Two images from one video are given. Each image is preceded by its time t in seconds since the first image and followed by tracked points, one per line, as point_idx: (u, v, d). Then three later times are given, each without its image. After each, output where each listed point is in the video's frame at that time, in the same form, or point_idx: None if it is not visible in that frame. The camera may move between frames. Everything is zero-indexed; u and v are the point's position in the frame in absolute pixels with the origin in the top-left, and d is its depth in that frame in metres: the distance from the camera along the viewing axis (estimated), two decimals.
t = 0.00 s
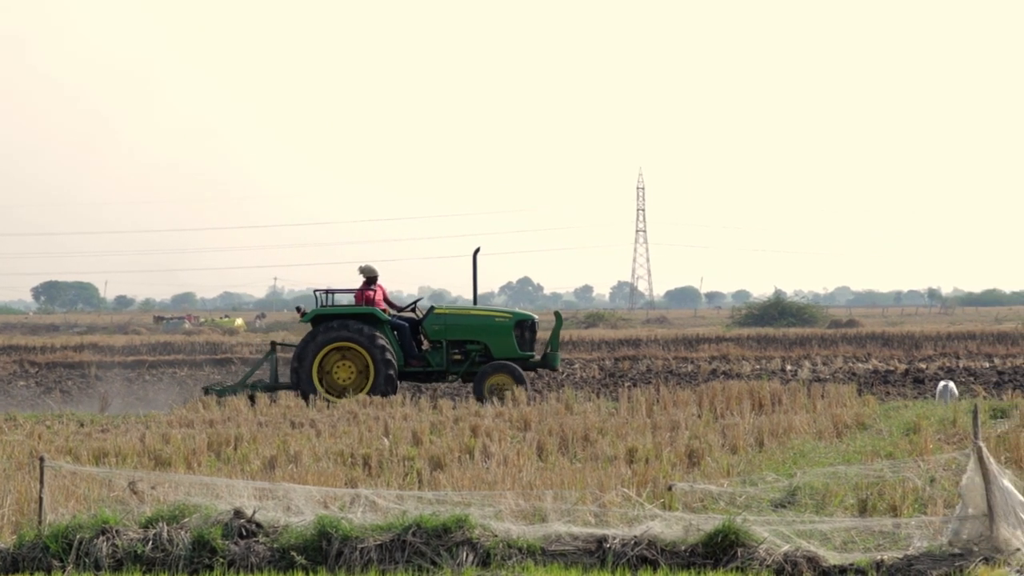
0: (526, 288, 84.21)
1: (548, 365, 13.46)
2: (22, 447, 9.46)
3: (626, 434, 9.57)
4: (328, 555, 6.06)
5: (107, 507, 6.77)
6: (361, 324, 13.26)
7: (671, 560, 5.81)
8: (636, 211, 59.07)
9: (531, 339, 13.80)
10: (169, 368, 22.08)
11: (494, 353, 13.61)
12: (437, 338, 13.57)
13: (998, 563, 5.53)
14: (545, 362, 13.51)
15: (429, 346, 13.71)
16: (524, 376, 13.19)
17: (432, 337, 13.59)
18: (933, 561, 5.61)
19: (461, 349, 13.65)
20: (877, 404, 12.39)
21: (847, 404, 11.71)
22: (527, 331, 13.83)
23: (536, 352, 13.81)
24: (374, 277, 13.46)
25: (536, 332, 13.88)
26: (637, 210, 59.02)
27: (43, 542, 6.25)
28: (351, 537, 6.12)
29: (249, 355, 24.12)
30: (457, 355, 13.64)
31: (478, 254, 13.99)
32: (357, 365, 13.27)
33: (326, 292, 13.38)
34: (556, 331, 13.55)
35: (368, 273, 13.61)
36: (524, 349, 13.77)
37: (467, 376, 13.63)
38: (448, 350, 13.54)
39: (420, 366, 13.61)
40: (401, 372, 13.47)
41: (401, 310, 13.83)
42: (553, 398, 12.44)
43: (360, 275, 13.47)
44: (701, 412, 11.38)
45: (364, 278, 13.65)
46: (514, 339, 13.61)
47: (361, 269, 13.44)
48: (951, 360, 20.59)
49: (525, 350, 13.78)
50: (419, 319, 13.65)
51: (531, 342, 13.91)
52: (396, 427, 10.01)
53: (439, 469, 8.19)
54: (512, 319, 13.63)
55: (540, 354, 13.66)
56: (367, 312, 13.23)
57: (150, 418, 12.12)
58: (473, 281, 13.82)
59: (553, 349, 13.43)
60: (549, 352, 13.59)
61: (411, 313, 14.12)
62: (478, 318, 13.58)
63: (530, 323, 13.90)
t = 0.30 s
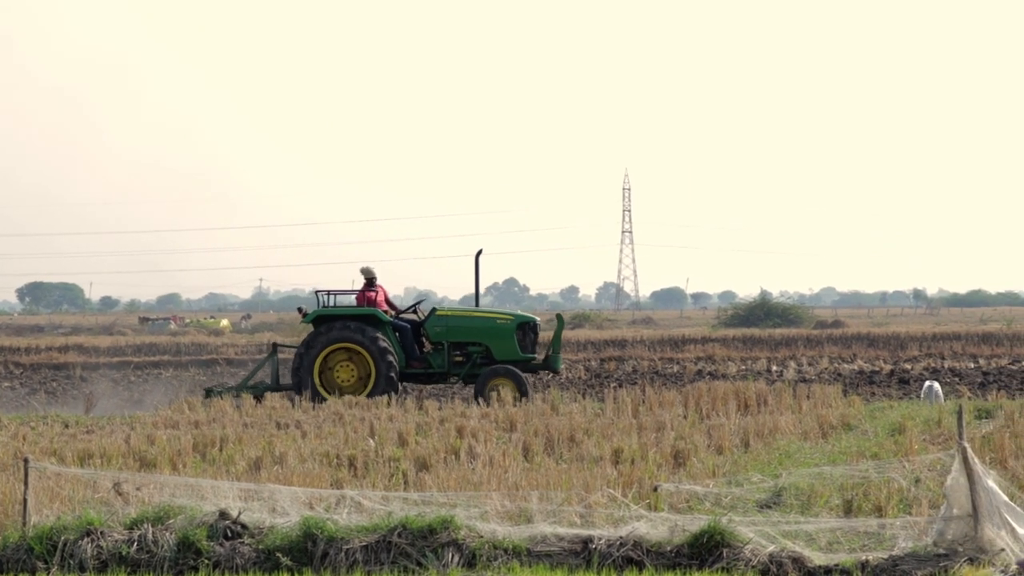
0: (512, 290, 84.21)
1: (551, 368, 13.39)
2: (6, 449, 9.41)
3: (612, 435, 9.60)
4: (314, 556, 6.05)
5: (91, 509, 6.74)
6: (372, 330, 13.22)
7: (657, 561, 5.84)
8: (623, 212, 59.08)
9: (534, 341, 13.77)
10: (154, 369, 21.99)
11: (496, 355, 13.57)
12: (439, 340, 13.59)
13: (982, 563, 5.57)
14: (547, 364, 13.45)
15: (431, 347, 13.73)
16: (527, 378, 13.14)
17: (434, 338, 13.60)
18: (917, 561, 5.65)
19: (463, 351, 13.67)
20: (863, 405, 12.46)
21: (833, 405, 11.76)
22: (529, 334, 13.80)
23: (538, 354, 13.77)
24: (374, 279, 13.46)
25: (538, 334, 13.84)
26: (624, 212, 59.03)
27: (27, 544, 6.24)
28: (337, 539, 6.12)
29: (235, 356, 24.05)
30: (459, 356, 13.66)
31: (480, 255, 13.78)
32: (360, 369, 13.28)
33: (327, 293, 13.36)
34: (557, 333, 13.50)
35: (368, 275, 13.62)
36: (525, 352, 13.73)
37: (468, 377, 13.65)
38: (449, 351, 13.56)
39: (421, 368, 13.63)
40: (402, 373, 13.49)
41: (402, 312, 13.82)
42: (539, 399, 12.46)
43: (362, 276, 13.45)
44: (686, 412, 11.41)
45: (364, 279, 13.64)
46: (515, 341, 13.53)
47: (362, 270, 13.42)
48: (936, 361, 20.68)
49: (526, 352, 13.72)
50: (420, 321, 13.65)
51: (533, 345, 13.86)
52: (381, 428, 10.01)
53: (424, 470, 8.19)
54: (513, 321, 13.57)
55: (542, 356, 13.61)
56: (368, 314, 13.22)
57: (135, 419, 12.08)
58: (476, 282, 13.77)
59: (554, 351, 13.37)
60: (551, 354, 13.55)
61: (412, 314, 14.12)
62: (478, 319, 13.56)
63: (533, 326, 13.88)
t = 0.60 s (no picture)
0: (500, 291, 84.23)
1: (552, 368, 13.43)
2: None
3: (600, 436, 9.62)
4: (302, 557, 6.05)
5: (78, 511, 6.71)
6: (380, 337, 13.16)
7: (645, 562, 5.85)
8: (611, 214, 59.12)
9: (535, 341, 13.80)
10: (142, 370, 21.91)
11: (497, 356, 13.61)
12: (440, 341, 13.61)
13: (969, 563, 5.60)
14: (548, 364, 13.48)
15: (433, 348, 13.75)
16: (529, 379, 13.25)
17: (435, 339, 13.62)
18: (904, 562, 5.69)
19: (464, 352, 13.68)
20: (850, 406, 12.54)
21: (820, 406, 11.81)
22: (530, 333, 13.84)
23: (540, 354, 13.81)
24: (375, 281, 13.44)
25: (539, 334, 13.88)
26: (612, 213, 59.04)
27: (14, 545, 6.23)
28: (324, 540, 6.11)
29: (223, 357, 23.98)
30: (461, 357, 13.67)
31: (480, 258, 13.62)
32: (361, 375, 13.23)
33: (327, 294, 13.35)
34: (559, 333, 13.51)
35: (368, 277, 13.62)
36: (527, 352, 13.76)
37: (470, 378, 13.66)
38: (450, 352, 13.57)
39: (423, 368, 13.64)
40: (403, 373, 13.49)
41: (403, 313, 13.82)
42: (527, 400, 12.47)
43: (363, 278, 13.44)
44: (674, 413, 11.43)
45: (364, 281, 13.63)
46: (516, 342, 13.58)
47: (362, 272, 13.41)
48: (923, 362, 20.79)
49: (527, 352, 13.76)
50: (422, 321, 13.66)
51: (534, 345, 13.90)
52: (370, 429, 10.00)
53: (412, 471, 8.19)
54: (513, 322, 13.60)
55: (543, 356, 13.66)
56: (370, 315, 13.21)
57: (122, 420, 12.03)
58: (477, 282, 13.73)
59: (556, 351, 13.40)
60: (552, 353, 13.59)
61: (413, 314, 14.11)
62: (480, 321, 13.58)
63: (534, 326, 13.91)
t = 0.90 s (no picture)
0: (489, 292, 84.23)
1: (552, 367, 13.47)
2: None
3: (588, 437, 9.63)
4: (289, 559, 6.05)
5: (65, 513, 6.69)
6: (387, 344, 13.09)
7: (632, 563, 5.87)
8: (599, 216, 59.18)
9: (535, 341, 13.85)
10: (130, 372, 21.84)
11: (498, 356, 13.65)
12: (441, 341, 13.62)
13: (956, 565, 5.63)
14: (548, 364, 13.52)
15: (434, 349, 13.74)
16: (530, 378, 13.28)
17: (436, 340, 13.62)
18: (892, 564, 5.72)
19: (465, 352, 13.69)
20: (838, 407, 12.60)
21: (808, 407, 11.85)
22: (531, 333, 13.89)
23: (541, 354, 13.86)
24: (375, 282, 13.43)
25: (539, 334, 13.94)
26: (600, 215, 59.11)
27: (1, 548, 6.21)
28: (312, 541, 6.11)
29: (211, 359, 23.93)
30: (462, 357, 13.67)
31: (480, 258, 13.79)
32: (360, 379, 13.21)
33: (326, 295, 13.33)
34: (560, 332, 13.56)
35: (368, 279, 13.60)
36: (528, 352, 13.80)
37: (471, 378, 13.68)
38: (451, 353, 13.57)
39: (424, 368, 13.60)
40: (404, 374, 13.44)
41: (404, 313, 13.78)
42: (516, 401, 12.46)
43: (362, 278, 13.41)
44: (663, 415, 11.45)
45: (364, 283, 13.61)
46: (516, 342, 13.62)
47: (362, 273, 13.39)
48: (911, 364, 20.87)
49: (527, 352, 13.79)
50: (422, 321, 13.64)
51: (535, 345, 13.97)
52: (358, 431, 9.99)
53: (400, 472, 8.19)
54: (513, 322, 13.64)
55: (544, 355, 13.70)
56: (371, 316, 13.16)
57: (111, 421, 11.99)
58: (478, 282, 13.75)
59: (556, 351, 13.45)
60: (554, 352, 13.64)
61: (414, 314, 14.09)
62: (481, 321, 13.61)
63: (534, 326, 13.95)
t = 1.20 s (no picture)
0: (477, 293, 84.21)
1: (553, 367, 13.48)
2: None
3: (577, 438, 9.64)
4: (277, 560, 6.05)
5: (52, 514, 6.67)
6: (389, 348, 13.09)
7: (621, 565, 5.88)
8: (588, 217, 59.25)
9: (536, 341, 13.86)
10: (118, 373, 21.76)
11: (498, 356, 13.64)
12: (441, 342, 13.60)
13: (944, 566, 5.66)
14: (549, 363, 13.52)
15: (434, 350, 13.74)
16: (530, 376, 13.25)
17: (436, 340, 13.62)
18: (880, 564, 5.76)
19: (465, 353, 13.68)
20: (825, 408, 12.64)
21: (797, 408, 11.88)
22: (531, 334, 13.90)
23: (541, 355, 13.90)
24: (374, 283, 13.45)
25: (540, 335, 13.95)
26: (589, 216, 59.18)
27: None
28: (300, 543, 6.10)
29: (199, 360, 23.86)
30: (462, 358, 13.66)
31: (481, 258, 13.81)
32: (359, 384, 13.22)
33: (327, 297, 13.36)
34: (560, 332, 13.56)
35: (368, 280, 13.60)
36: (528, 352, 13.80)
37: (471, 379, 13.66)
38: (451, 354, 13.55)
39: (425, 369, 13.62)
40: (405, 375, 13.44)
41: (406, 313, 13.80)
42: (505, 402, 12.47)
43: (361, 280, 13.43)
44: (651, 416, 11.47)
45: (364, 284, 13.61)
46: (517, 342, 13.61)
47: (362, 275, 13.42)
48: (899, 364, 20.96)
49: (528, 352, 13.80)
50: (422, 323, 13.64)
51: (535, 346, 14.00)
52: (346, 432, 9.98)
53: (389, 474, 8.18)
54: (514, 322, 13.64)
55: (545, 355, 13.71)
56: (370, 317, 13.18)
57: (98, 423, 11.95)
58: (479, 283, 13.75)
59: (557, 350, 13.46)
60: (554, 352, 13.64)
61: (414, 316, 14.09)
62: (481, 321, 13.62)
63: (534, 326, 13.95)
